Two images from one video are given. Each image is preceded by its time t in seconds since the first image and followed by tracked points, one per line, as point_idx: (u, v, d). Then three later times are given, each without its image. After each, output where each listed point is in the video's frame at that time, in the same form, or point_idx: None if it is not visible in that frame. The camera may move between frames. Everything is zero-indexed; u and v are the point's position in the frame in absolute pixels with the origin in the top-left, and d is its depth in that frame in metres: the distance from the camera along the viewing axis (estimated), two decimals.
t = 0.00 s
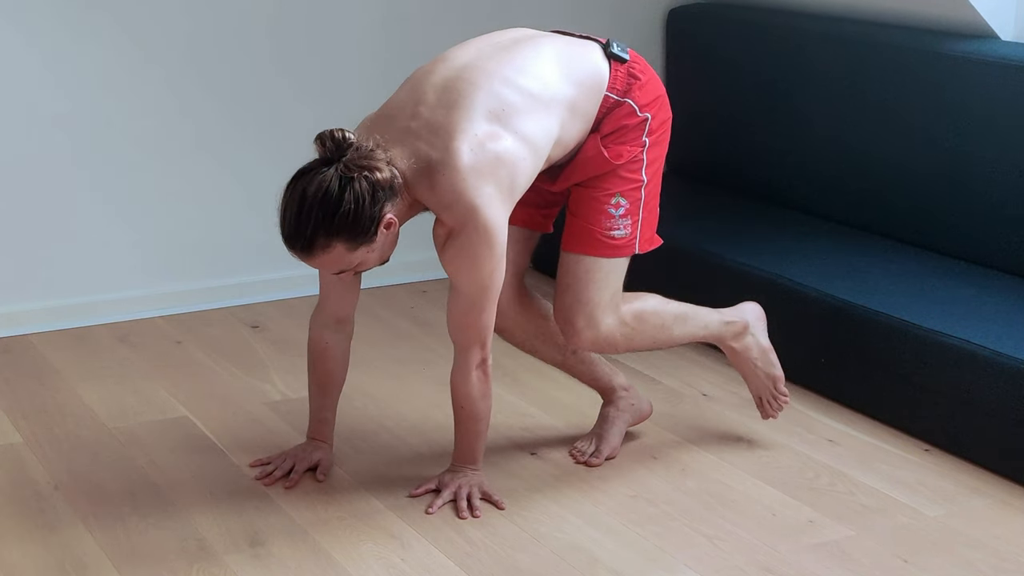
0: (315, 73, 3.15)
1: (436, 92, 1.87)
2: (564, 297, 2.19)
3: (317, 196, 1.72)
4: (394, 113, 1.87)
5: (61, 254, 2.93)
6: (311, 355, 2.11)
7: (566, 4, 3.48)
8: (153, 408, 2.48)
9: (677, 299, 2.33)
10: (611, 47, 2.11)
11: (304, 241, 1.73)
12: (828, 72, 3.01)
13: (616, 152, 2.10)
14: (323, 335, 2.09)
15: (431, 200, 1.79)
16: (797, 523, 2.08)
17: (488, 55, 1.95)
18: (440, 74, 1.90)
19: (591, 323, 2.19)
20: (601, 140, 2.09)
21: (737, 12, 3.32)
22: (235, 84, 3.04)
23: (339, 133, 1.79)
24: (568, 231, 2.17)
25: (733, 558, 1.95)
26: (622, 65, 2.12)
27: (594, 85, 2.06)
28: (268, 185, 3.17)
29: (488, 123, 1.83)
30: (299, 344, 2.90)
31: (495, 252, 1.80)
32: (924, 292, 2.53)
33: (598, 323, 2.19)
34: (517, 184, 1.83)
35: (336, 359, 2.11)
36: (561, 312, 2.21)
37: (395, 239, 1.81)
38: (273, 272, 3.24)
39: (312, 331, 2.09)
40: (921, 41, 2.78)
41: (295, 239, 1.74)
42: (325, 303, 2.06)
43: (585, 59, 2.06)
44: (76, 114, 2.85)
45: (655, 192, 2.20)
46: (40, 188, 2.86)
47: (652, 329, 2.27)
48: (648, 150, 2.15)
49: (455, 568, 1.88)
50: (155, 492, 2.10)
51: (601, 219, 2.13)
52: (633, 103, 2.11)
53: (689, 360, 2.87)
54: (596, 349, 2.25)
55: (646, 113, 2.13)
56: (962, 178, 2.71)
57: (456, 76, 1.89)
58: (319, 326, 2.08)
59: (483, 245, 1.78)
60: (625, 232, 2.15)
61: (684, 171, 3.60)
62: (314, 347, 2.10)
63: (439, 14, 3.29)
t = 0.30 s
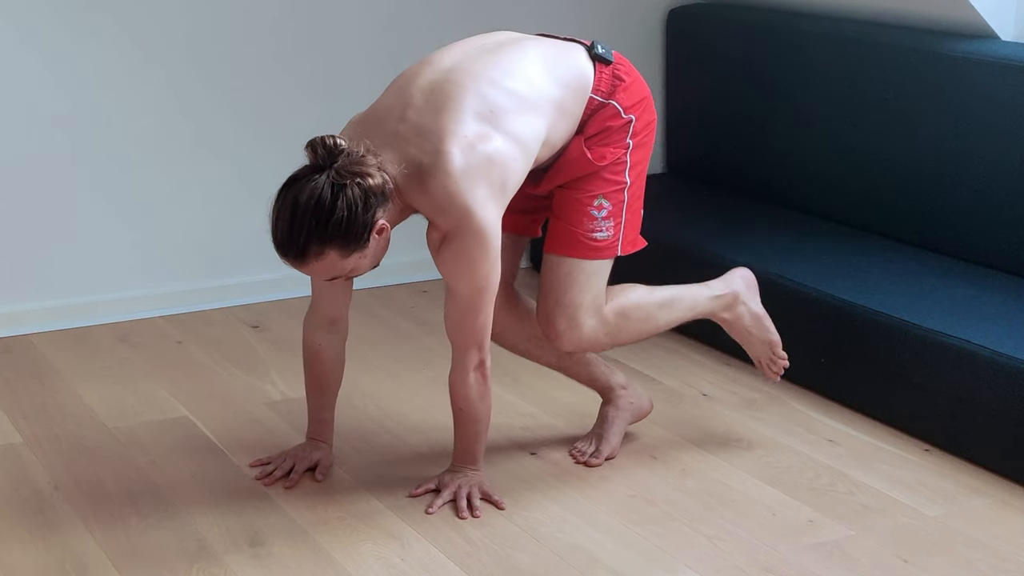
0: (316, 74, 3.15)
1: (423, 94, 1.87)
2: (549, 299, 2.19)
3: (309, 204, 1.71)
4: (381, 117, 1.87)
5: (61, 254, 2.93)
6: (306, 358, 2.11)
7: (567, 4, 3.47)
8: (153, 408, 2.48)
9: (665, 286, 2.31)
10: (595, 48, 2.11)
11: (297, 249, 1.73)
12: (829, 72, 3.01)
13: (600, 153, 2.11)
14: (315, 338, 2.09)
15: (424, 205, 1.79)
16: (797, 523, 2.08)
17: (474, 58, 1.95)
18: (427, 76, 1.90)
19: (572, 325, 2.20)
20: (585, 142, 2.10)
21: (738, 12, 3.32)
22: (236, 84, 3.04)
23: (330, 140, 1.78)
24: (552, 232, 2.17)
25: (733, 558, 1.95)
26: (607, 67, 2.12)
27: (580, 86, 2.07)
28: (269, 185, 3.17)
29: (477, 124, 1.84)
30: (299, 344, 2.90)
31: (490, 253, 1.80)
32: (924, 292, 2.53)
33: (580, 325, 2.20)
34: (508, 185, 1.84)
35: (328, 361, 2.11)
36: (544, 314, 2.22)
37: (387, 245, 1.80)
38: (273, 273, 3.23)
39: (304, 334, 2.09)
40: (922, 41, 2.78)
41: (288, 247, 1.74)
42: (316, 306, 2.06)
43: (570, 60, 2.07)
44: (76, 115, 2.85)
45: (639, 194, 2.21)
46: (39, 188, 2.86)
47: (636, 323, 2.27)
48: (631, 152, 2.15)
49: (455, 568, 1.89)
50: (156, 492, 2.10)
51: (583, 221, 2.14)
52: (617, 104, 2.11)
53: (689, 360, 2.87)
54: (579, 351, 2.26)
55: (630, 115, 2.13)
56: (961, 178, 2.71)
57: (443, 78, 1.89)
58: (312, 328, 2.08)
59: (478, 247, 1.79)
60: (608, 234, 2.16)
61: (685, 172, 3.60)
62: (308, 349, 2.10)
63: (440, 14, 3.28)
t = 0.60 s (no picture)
0: (316, 74, 3.15)
1: (404, 99, 1.86)
2: (523, 293, 2.20)
3: (301, 220, 1.70)
4: (362, 122, 1.86)
5: (61, 254, 2.93)
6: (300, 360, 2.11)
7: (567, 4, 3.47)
8: (153, 408, 2.48)
9: (634, 261, 2.31)
10: (568, 45, 2.12)
11: (289, 265, 1.71)
12: (829, 72, 3.01)
13: (573, 148, 2.11)
14: (306, 341, 2.08)
15: (415, 212, 1.79)
16: (797, 523, 2.08)
17: (452, 59, 1.95)
18: (406, 79, 1.90)
19: (547, 320, 2.21)
20: (559, 137, 2.10)
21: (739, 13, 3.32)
22: (236, 84, 3.04)
23: (318, 152, 1.76)
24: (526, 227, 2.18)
25: (733, 558, 1.95)
26: (581, 63, 2.12)
27: (557, 85, 2.08)
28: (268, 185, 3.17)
29: (463, 125, 1.84)
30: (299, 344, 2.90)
31: (485, 256, 1.80)
32: (924, 292, 2.54)
33: (555, 318, 2.21)
34: (495, 186, 1.85)
35: (322, 363, 2.11)
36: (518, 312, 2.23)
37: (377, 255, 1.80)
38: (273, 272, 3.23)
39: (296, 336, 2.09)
40: (921, 41, 2.78)
41: (280, 263, 1.72)
42: (305, 307, 2.06)
43: (546, 59, 2.07)
44: (75, 115, 2.85)
45: (611, 189, 2.22)
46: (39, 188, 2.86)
47: (614, 304, 2.27)
48: (605, 147, 2.16)
49: (455, 568, 1.89)
50: (156, 492, 2.10)
51: (557, 216, 2.14)
52: (591, 99, 2.12)
53: (689, 360, 2.87)
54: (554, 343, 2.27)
55: (605, 111, 2.14)
56: (961, 178, 2.71)
57: (423, 81, 1.88)
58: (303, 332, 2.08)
59: (473, 251, 1.79)
60: (582, 229, 2.17)
61: (685, 172, 3.60)
62: (301, 351, 2.09)
63: (440, 14, 3.28)
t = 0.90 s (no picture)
0: (316, 74, 3.15)
1: (391, 101, 1.85)
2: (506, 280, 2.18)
3: (298, 233, 1.69)
4: (349, 128, 1.86)
5: (60, 254, 2.93)
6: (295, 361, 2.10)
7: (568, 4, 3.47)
8: (153, 408, 2.48)
9: (613, 244, 2.32)
10: (549, 34, 2.12)
11: (287, 277, 1.71)
12: (829, 72, 3.01)
13: (556, 135, 2.11)
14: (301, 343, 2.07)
15: (410, 217, 1.79)
16: (797, 523, 2.08)
17: (435, 57, 1.93)
18: (390, 80, 1.88)
19: (533, 309, 2.20)
20: (543, 127, 2.10)
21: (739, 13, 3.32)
22: (236, 84, 3.03)
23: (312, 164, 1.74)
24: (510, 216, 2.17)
25: (733, 558, 1.95)
26: (562, 52, 2.12)
27: (539, 76, 2.07)
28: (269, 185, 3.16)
29: (452, 125, 1.84)
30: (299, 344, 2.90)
31: (480, 256, 1.80)
32: (923, 292, 2.54)
33: (541, 305, 2.20)
34: (489, 185, 1.85)
35: (317, 364, 2.10)
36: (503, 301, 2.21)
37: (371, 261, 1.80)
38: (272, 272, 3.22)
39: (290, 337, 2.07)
40: (921, 41, 2.78)
41: (277, 276, 1.72)
42: (296, 309, 2.05)
43: (526, 49, 2.07)
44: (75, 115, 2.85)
45: (593, 176, 2.22)
46: (38, 188, 2.86)
47: (597, 287, 2.27)
48: (588, 135, 2.16)
49: (455, 568, 1.88)
50: (156, 493, 2.10)
51: (542, 203, 2.13)
52: (573, 87, 2.12)
53: (689, 360, 2.87)
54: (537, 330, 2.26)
55: (587, 98, 2.14)
56: (961, 178, 2.71)
57: (408, 82, 1.87)
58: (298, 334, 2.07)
59: (468, 253, 1.79)
60: (566, 216, 2.16)
61: (685, 172, 3.60)
62: (295, 353, 2.08)
63: (440, 14, 3.28)
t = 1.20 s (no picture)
0: (317, 74, 3.15)
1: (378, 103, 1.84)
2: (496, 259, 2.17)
3: (299, 250, 1.69)
4: (338, 132, 1.85)
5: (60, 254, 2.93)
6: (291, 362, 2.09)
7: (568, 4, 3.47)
8: (153, 408, 2.48)
9: (600, 229, 2.34)
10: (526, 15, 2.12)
11: (287, 292, 1.71)
12: (829, 72, 3.01)
13: (539, 114, 2.11)
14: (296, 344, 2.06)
15: (405, 220, 1.80)
16: (797, 523, 2.08)
17: (417, 54, 1.92)
18: (374, 81, 1.87)
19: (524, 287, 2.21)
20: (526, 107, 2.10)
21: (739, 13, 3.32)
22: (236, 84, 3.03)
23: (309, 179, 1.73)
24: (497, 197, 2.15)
25: (733, 558, 1.96)
26: (541, 32, 2.12)
27: (519, 61, 2.06)
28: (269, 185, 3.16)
29: (440, 124, 1.83)
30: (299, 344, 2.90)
31: (475, 256, 1.80)
32: (923, 291, 2.54)
33: (531, 286, 2.21)
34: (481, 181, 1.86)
35: (314, 364, 2.10)
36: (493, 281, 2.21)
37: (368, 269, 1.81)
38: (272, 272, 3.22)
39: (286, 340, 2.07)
40: (921, 41, 2.78)
41: (277, 290, 1.72)
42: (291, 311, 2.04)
43: (504, 35, 2.05)
44: (75, 115, 2.85)
45: (578, 153, 2.21)
46: (37, 187, 2.86)
47: (582, 272, 2.30)
48: (572, 111, 2.16)
49: (455, 568, 1.89)
50: (156, 492, 2.10)
51: (529, 180, 2.12)
52: (554, 65, 2.11)
53: (689, 360, 2.87)
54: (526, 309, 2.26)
55: (569, 75, 2.14)
56: (961, 178, 2.71)
57: (393, 82, 1.86)
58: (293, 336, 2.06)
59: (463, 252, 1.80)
60: (553, 193, 2.15)
61: (685, 172, 3.60)
62: (291, 354, 2.08)
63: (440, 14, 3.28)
